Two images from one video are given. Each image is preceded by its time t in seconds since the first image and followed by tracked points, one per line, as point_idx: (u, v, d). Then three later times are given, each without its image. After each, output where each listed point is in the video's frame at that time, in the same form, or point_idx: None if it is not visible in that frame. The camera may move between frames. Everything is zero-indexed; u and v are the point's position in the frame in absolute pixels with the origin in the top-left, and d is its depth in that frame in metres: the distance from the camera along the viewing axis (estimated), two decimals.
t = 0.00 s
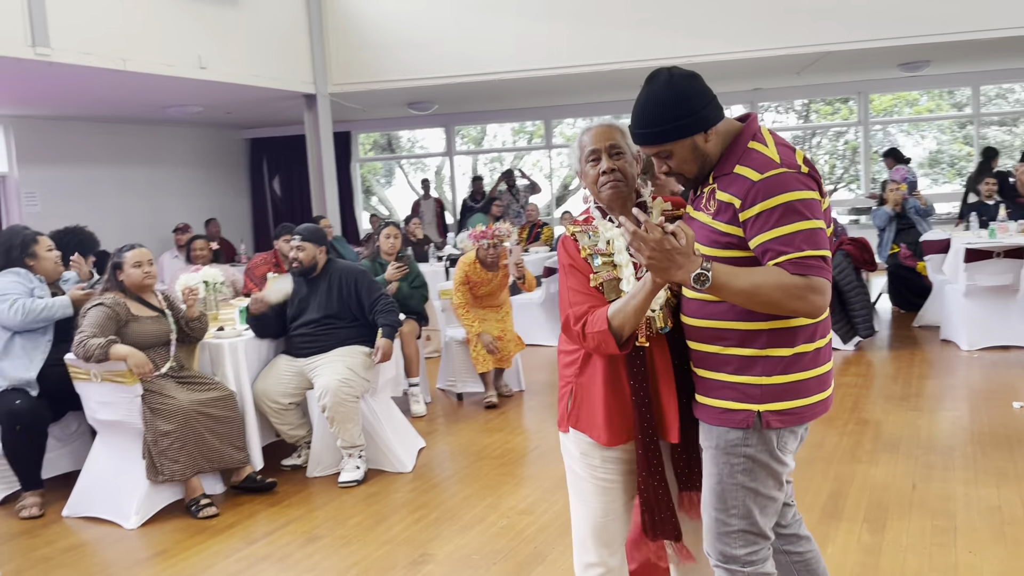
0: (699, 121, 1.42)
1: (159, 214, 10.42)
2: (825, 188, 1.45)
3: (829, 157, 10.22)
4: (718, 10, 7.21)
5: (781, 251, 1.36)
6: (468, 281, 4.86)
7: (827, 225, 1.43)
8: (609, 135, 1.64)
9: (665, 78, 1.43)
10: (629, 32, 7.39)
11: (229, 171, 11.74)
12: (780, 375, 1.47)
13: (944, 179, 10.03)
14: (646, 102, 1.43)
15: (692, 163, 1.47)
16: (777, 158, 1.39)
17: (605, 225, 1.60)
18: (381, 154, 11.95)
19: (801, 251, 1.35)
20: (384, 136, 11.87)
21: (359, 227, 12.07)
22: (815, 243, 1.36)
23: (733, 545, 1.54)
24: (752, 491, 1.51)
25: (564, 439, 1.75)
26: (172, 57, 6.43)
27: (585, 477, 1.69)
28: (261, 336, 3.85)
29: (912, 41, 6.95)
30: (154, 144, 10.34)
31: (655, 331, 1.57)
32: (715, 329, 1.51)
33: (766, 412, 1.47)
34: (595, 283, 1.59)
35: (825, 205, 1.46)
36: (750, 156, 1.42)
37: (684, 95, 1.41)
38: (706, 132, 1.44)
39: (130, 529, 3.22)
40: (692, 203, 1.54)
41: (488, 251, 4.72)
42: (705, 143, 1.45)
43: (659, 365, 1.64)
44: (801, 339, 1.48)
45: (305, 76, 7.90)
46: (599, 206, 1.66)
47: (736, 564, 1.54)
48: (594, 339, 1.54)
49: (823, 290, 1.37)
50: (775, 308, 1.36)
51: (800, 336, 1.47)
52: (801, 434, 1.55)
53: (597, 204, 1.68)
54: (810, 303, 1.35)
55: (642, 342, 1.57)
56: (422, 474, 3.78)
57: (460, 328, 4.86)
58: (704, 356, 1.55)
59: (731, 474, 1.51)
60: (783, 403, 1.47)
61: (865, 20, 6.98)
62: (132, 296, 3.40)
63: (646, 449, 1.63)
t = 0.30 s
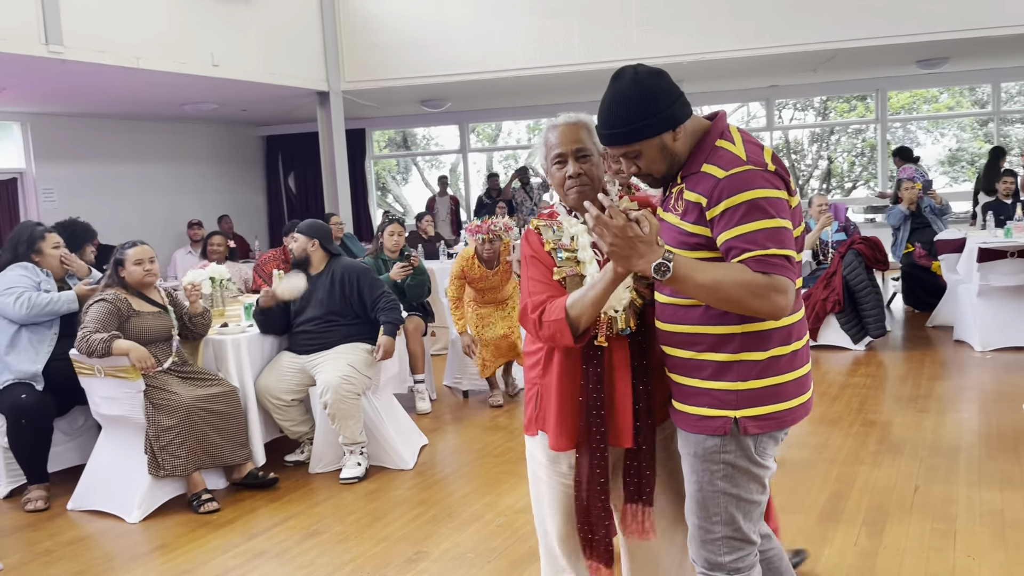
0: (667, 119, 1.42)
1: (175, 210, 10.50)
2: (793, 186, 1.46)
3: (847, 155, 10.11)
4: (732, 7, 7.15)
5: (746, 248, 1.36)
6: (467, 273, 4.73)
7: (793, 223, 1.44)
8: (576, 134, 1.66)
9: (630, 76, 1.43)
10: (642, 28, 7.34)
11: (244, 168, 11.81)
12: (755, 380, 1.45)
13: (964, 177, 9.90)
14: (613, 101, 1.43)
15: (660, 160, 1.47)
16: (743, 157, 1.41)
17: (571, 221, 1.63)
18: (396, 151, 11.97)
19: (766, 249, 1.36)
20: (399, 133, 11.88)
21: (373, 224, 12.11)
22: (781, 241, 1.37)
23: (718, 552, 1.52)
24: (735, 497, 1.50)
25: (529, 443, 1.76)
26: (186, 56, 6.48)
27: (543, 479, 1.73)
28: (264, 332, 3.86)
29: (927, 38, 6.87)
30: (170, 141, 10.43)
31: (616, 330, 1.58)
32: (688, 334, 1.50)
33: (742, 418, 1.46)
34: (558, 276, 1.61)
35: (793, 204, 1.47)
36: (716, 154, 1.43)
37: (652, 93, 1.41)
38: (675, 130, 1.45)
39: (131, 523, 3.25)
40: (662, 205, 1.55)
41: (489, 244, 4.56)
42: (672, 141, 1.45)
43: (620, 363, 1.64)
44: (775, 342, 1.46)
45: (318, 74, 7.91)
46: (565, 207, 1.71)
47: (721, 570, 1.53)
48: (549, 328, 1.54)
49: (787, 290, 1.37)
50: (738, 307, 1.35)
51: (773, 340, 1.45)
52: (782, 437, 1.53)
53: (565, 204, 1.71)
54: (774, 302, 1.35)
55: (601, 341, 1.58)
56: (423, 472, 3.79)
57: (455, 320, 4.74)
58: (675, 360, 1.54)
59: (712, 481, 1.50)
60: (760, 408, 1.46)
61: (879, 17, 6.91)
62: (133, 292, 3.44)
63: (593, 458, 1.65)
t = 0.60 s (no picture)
0: (659, 121, 1.40)
1: (193, 209, 10.57)
2: (785, 185, 1.44)
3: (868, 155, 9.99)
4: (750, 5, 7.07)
5: (745, 249, 1.34)
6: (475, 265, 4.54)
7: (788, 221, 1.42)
8: (578, 135, 1.66)
9: (621, 78, 1.41)
10: (658, 27, 7.27)
11: (263, 167, 11.88)
12: (749, 380, 1.43)
13: (988, 176, 9.77)
14: (604, 105, 1.41)
15: (655, 163, 1.45)
16: (736, 157, 1.39)
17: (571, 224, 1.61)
18: (413, 150, 11.98)
19: (765, 248, 1.33)
20: (417, 132, 11.89)
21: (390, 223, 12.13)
22: (780, 239, 1.35)
23: (708, 554, 1.49)
24: (727, 499, 1.47)
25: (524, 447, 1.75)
26: (203, 55, 6.52)
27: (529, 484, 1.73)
28: (276, 328, 3.91)
29: (949, 35, 6.76)
30: (189, 140, 10.51)
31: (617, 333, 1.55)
32: (683, 334, 1.47)
33: (737, 417, 1.43)
34: (556, 282, 1.59)
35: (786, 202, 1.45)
36: (708, 155, 1.41)
37: (644, 96, 1.39)
38: (667, 132, 1.43)
39: (139, 520, 3.27)
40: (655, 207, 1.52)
41: (495, 235, 4.36)
42: (665, 143, 1.43)
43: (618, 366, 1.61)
44: (769, 341, 1.44)
45: (335, 73, 7.92)
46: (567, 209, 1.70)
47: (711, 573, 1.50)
48: (552, 339, 1.52)
49: (787, 289, 1.35)
50: (738, 307, 1.33)
51: (768, 339, 1.44)
52: (775, 438, 1.51)
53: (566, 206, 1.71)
54: (776, 300, 1.33)
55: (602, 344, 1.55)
56: (430, 471, 3.78)
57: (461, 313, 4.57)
58: (670, 361, 1.51)
59: (705, 481, 1.47)
60: (755, 407, 1.43)
61: (900, 15, 6.81)
62: (142, 291, 3.46)
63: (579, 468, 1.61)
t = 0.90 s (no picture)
0: (676, 125, 1.35)
1: (216, 210, 10.66)
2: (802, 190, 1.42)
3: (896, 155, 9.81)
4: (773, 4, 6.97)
5: (770, 254, 1.31)
6: (480, 263, 4.39)
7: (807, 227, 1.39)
8: (591, 136, 1.60)
9: (638, 84, 1.36)
10: (680, 26, 7.18)
11: (286, 168, 11.95)
12: (779, 377, 1.40)
13: (1018, 177, 9.59)
14: (619, 111, 1.36)
15: (673, 166, 1.40)
16: (757, 162, 1.35)
17: (588, 224, 1.52)
18: (435, 151, 11.99)
19: (789, 253, 1.30)
20: (439, 134, 11.90)
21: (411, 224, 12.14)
22: (804, 244, 1.32)
23: (723, 553, 1.44)
24: (750, 497, 1.43)
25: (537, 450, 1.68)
26: (224, 58, 6.56)
27: (554, 490, 1.64)
28: (292, 331, 3.91)
29: (978, 33, 6.62)
30: (213, 142, 10.61)
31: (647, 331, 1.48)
32: (711, 333, 1.42)
33: (766, 415, 1.40)
34: (577, 285, 1.52)
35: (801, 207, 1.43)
36: (728, 159, 1.37)
37: (661, 100, 1.34)
38: (684, 136, 1.38)
39: (152, 521, 3.28)
40: (671, 212, 1.47)
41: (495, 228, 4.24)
42: (683, 147, 1.38)
43: (647, 366, 1.53)
44: (797, 340, 1.42)
45: (354, 74, 7.91)
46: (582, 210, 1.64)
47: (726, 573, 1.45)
48: (576, 350, 1.47)
49: (812, 292, 1.32)
50: (767, 313, 1.30)
51: (795, 338, 1.41)
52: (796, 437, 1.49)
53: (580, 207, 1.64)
54: (802, 304, 1.31)
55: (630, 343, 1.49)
56: (443, 474, 3.76)
57: (472, 314, 4.31)
58: (695, 363, 1.46)
59: (728, 478, 1.42)
60: (783, 405, 1.41)
61: (927, 13, 6.68)
62: (156, 292, 3.47)
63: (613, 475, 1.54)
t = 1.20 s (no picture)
0: (698, 128, 1.31)
1: (241, 214, 10.73)
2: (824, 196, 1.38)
3: (929, 159, 9.58)
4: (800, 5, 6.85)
5: (794, 258, 1.27)
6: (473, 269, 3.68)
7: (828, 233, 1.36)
8: (615, 140, 1.50)
9: (661, 86, 1.30)
10: (706, 29, 7.08)
11: (311, 172, 12.01)
12: (807, 382, 1.36)
13: None
14: (640, 112, 1.30)
15: (693, 169, 1.35)
16: (782, 164, 1.31)
17: (603, 229, 1.47)
18: (460, 155, 11.97)
19: (813, 258, 1.26)
20: (464, 137, 11.88)
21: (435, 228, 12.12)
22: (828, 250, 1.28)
23: (738, 565, 1.39)
24: (773, 508, 1.38)
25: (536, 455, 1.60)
26: (248, 63, 6.60)
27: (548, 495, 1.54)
28: (307, 335, 3.90)
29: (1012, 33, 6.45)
30: (239, 146, 10.69)
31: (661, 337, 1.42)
32: (737, 338, 1.36)
33: (795, 421, 1.36)
34: (591, 290, 1.45)
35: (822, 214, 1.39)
36: (752, 161, 1.33)
37: (683, 103, 1.29)
38: (706, 138, 1.33)
39: (166, 526, 3.28)
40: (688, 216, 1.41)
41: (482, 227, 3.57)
42: (704, 148, 1.34)
43: (665, 375, 1.47)
44: (823, 344, 1.38)
45: (377, 79, 7.90)
46: (597, 214, 1.56)
47: None
48: (590, 355, 1.39)
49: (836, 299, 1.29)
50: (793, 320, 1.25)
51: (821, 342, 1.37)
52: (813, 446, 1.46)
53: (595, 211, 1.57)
54: (826, 310, 1.27)
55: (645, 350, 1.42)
56: (459, 481, 3.72)
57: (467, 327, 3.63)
58: (718, 370, 1.40)
59: (752, 488, 1.37)
60: (810, 410, 1.37)
61: (960, 13, 6.52)
62: (174, 297, 3.49)
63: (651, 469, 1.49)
